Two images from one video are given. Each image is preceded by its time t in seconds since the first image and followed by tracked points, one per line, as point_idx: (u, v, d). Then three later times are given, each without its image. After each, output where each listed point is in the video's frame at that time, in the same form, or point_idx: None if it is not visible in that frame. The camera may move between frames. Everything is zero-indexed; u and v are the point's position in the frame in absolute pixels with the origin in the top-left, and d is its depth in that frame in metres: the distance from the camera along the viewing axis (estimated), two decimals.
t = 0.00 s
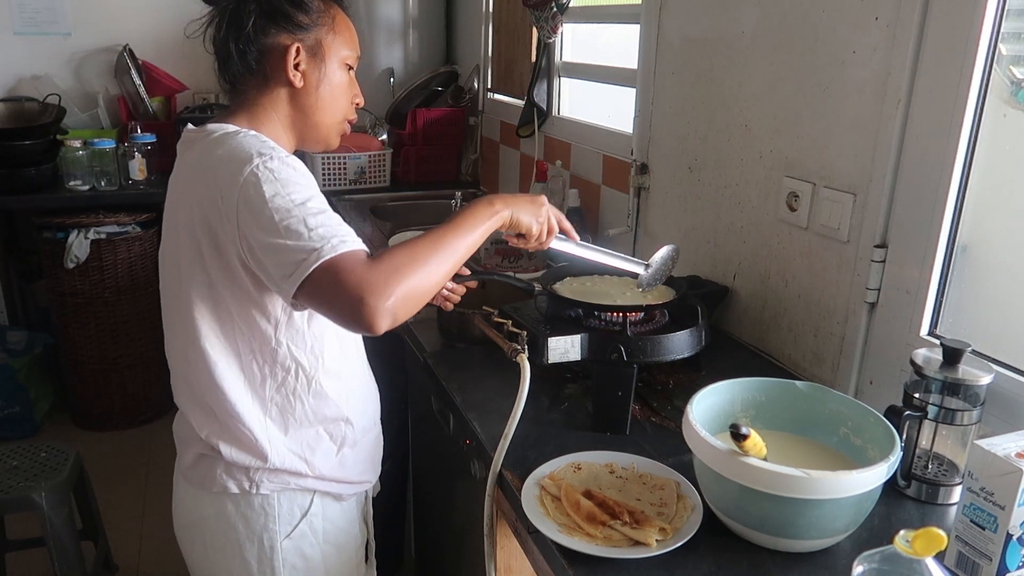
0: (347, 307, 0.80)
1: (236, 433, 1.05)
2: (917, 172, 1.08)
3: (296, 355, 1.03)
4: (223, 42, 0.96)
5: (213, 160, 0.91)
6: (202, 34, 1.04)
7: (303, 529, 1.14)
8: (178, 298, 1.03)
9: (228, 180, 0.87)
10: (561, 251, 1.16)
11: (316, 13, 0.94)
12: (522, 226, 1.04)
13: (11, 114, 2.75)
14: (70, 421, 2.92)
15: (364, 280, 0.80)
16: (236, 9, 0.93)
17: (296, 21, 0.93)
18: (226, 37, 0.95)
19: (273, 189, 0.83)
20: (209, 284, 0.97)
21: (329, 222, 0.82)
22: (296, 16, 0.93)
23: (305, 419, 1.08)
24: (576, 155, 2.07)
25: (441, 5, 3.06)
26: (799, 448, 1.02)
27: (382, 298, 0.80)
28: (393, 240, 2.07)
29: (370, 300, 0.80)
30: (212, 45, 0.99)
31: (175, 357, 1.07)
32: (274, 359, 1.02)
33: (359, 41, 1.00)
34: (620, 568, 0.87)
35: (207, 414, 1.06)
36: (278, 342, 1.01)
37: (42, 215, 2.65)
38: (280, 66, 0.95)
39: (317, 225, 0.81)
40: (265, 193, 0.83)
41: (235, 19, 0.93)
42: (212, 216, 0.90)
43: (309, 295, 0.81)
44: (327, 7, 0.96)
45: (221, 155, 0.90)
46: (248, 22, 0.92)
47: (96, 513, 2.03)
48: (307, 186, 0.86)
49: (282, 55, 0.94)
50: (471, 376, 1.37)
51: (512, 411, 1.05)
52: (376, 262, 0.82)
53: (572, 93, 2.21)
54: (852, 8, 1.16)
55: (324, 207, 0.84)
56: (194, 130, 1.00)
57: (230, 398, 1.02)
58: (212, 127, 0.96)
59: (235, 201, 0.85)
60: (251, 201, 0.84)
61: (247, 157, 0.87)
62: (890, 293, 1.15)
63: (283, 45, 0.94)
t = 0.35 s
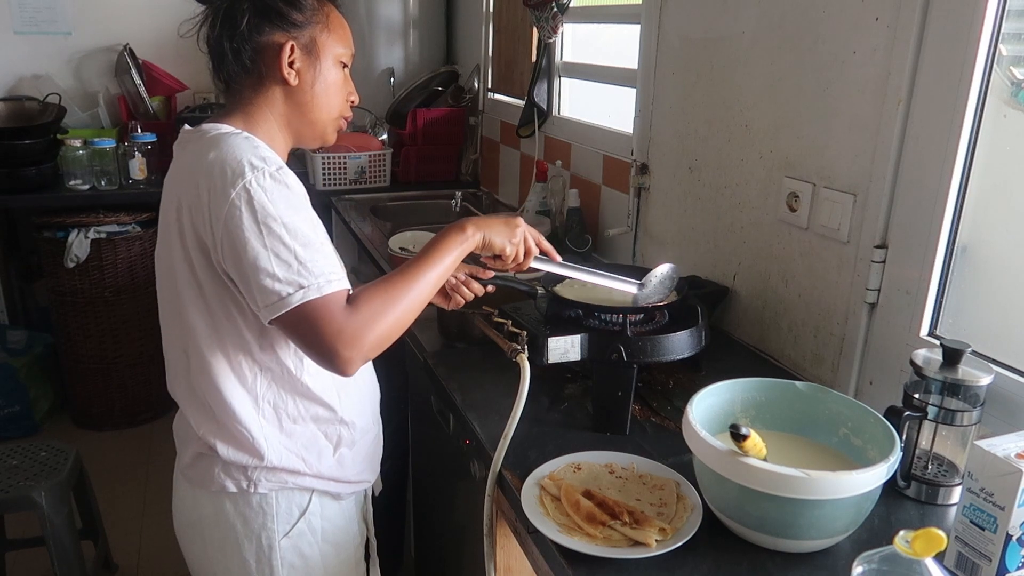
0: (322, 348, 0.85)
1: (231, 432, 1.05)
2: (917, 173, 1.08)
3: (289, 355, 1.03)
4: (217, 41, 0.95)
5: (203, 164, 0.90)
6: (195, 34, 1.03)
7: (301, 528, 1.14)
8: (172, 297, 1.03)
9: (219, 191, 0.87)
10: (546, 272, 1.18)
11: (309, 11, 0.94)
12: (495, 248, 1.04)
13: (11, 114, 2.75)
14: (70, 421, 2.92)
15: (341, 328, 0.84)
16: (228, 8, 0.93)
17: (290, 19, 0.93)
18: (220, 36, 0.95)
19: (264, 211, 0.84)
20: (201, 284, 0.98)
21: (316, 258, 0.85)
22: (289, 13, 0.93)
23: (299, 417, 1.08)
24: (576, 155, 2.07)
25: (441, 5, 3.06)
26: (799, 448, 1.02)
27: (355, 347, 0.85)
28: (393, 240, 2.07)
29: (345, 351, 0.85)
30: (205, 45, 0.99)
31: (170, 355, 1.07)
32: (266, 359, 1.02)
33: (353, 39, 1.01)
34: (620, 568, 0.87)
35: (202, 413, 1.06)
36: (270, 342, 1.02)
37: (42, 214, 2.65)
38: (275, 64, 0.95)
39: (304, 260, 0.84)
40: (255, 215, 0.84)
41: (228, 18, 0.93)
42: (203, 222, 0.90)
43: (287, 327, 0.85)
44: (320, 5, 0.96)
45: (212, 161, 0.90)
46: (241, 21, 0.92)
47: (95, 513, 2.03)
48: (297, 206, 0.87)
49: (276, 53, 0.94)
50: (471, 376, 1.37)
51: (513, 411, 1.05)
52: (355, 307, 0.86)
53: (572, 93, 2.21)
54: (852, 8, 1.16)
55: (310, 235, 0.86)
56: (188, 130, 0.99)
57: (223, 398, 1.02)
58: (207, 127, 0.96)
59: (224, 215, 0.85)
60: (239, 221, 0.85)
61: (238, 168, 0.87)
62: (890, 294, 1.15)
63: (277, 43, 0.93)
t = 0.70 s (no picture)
0: (306, 363, 0.86)
1: (224, 433, 1.05)
2: (917, 173, 1.08)
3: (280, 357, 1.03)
4: (211, 41, 0.95)
5: (195, 168, 0.90)
6: (190, 35, 1.03)
7: (296, 529, 1.14)
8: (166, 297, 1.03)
9: (208, 199, 0.87)
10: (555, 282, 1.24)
11: (303, 10, 0.94)
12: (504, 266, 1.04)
13: (11, 114, 2.75)
14: (70, 421, 2.92)
15: (324, 345, 0.85)
16: (222, 8, 0.93)
17: (284, 18, 0.93)
18: (214, 37, 0.95)
19: (253, 223, 0.85)
20: (194, 285, 0.98)
21: (304, 271, 0.85)
22: (283, 13, 0.93)
23: (292, 419, 1.08)
24: (576, 155, 2.07)
25: (441, 5, 3.06)
26: (798, 449, 1.02)
27: (339, 365, 0.86)
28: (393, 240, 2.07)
29: (327, 367, 0.86)
30: (200, 45, 0.99)
31: (164, 355, 1.08)
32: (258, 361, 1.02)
33: (348, 37, 1.01)
34: (620, 568, 0.87)
35: (195, 413, 1.06)
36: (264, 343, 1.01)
37: (42, 214, 2.65)
38: (269, 64, 0.94)
39: (291, 273, 0.84)
40: (244, 225, 0.84)
41: (222, 17, 0.93)
42: (193, 227, 0.90)
43: (272, 338, 0.87)
44: (314, 5, 0.96)
45: (203, 165, 0.89)
46: (236, 21, 0.92)
47: (95, 513, 2.03)
48: (286, 217, 0.87)
49: (270, 53, 0.94)
50: (471, 376, 1.37)
51: (512, 411, 1.05)
52: (343, 326, 0.86)
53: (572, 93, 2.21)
54: (852, 8, 1.16)
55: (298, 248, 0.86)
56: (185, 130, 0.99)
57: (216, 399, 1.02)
58: (202, 129, 0.96)
59: (212, 224, 0.85)
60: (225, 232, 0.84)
61: (228, 176, 0.87)
62: (891, 294, 1.15)
63: (272, 43, 0.93)
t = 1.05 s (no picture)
0: (326, 355, 0.85)
1: (222, 435, 1.05)
2: (917, 173, 1.08)
3: (277, 362, 1.03)
4: (208, 41, 0.95)
5: (196, 171, 0.90)
6: (187, 34, 1.03)
7: (294, 529, 1.14)
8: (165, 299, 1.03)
9: (211, 201, 0.86)
10: (569, 282, 1.29)
11: (300, 8, 0.94)
12: (519, 268, 1.06)
13: (11, 114, 2.75)
14: (70, 421, 2.92)
15: (345, 335, 0.84)
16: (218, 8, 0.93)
17: (281, 17, 0.93)
18: (211, 36, 0.94)
19: (260, 219, 0.84)
20: (192, 288, 0.98)
21: (316, 263, 0.85)
22: (280, 11, 0.93)
23: (290, 421, 1.08)
24: (576, 155, 2.07)
25: (441, 5, 3.06)
26: (795, 449, 1.02)
27: (359, 357, 0.85)
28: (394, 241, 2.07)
29: (348, 358, 0.85)
30: (197, 45, 0.99)
31: (163, 358, 1.07)
32: (257, 364, 1.02)
33: (346, 35, 1.01)
34: (620, 568, 0.87)
35: (194, 415, 1.06)
36: (263, 345, 1.01)
37: (42, 214, 2.65)
38: (267, 63, 0.94)
39: (304, 266, 0.84)
40: (251, 223, 0.84)
41: (219, 17, 0.93)
42: (194, 230, 0.90)
43: (288, 333, 0.85)
44: (311, 3, 0.96)
45: (205, 168, 0.89)
46: (232, 20, 0.92)
47: (95, 513, 2.03)
48: (293, 214, 0.87)
49: (267, 52, 0.94)
50: (471, 376, 1.37)
51: (512, 411, 1.05)
52: (362, 318, 0.86)
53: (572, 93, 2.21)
54: (852, 8, 1.16)
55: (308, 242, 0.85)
56: (184, 132, 0.99)
57: (213, 403, 1.02)
58: (201, 130, 0.96)
59: (219, 225, 0.85)
60: (234, 230, 0.84)
61: (231, 177, 0.87)
62: (890, 294, 1.15)
63: (268, 42, 0.93)
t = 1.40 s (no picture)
0: (330, 361, 0.86)
1: (228, 435, 1.05)
2: (917, 173, 1.08)
3: (282, 363, 1.03)
4: (210, 40, 0.95)
5: (202, 174, 0.90)
6: (189, 33, 1.03)
7: (300, 528, 1.14)
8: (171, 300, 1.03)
9: (218, 205, 0.86)
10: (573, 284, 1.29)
11: (303, 8, 0.94)
12: (530, 278, 1.07)
13: (11, 114, 2.75)
14: (70, 421, 2.92)
15: (349, 342, 0.85)
16: (221, 7, 0.93)
17: (284, 17, 0.93)
18: (213, 35, 0.94)
19: (265, 224, 0.84)
20: (198, 290, 0.98)
21: (321, 270, 0.85)
22: (283, 11, 0.92)
23: (296, 420, 1.08)
24: (576, 155, 2.07)
25: (441, 5, 3.06)
26: (797, 448, 1.02)
27: (362, 364, 0.86)
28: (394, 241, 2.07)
29: (351, 365, 0.85)
30: (199, 44, 0.98)
31: (170, 359, 1.07)
32: (262, 366, 1.02)
33: (348, 35, 1.01)
34: (621, 568, 0.87)
35: (200, 417, 1.06)
36: (269, 347, 1.02)
37: (42, 214, 2.65)
38: (270, 63, 0.94)
39: (308, 272, 0.84)
40: (256, 228, 0.84)
41: (222, 16, 0.93)
42: (201, 232, 0.90)
43: (293, 338, 0.86)
44: (314, 2, 0.96)
45: (212, 172, 0.89)
46: (235, 20, 0.92)
47: (95, 513, 2.03)
48: (298, 219, 0.87)
49: (271, 52, 0.94)
50: (471, 376, 1.37)
51: (512, 411, 1.05)
52: (367, 325, 0.86)
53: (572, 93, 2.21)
54: (852, 8, 1.16)
55: (313, 248, 0.85)
56: (189, 132, 0.99)
57: (219, 404, 1.02)
58: (207, 131, 0.96)
59: (225, 229, 0.85)
60: (240, 235, 0.84)
61: (237, 180, 0.86)
62: (890, 294, 1.15)
63: (272, 42, 0.93)
